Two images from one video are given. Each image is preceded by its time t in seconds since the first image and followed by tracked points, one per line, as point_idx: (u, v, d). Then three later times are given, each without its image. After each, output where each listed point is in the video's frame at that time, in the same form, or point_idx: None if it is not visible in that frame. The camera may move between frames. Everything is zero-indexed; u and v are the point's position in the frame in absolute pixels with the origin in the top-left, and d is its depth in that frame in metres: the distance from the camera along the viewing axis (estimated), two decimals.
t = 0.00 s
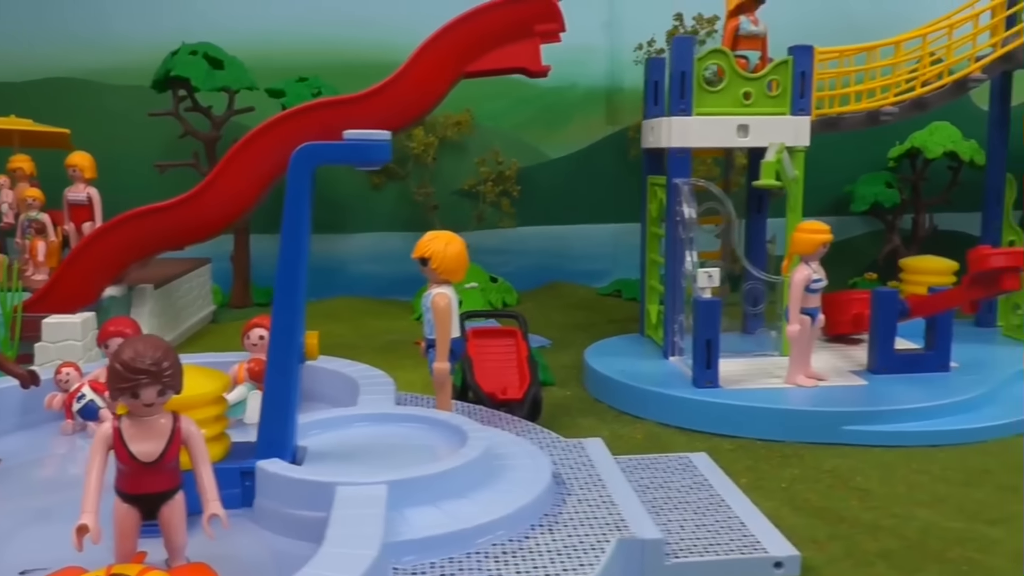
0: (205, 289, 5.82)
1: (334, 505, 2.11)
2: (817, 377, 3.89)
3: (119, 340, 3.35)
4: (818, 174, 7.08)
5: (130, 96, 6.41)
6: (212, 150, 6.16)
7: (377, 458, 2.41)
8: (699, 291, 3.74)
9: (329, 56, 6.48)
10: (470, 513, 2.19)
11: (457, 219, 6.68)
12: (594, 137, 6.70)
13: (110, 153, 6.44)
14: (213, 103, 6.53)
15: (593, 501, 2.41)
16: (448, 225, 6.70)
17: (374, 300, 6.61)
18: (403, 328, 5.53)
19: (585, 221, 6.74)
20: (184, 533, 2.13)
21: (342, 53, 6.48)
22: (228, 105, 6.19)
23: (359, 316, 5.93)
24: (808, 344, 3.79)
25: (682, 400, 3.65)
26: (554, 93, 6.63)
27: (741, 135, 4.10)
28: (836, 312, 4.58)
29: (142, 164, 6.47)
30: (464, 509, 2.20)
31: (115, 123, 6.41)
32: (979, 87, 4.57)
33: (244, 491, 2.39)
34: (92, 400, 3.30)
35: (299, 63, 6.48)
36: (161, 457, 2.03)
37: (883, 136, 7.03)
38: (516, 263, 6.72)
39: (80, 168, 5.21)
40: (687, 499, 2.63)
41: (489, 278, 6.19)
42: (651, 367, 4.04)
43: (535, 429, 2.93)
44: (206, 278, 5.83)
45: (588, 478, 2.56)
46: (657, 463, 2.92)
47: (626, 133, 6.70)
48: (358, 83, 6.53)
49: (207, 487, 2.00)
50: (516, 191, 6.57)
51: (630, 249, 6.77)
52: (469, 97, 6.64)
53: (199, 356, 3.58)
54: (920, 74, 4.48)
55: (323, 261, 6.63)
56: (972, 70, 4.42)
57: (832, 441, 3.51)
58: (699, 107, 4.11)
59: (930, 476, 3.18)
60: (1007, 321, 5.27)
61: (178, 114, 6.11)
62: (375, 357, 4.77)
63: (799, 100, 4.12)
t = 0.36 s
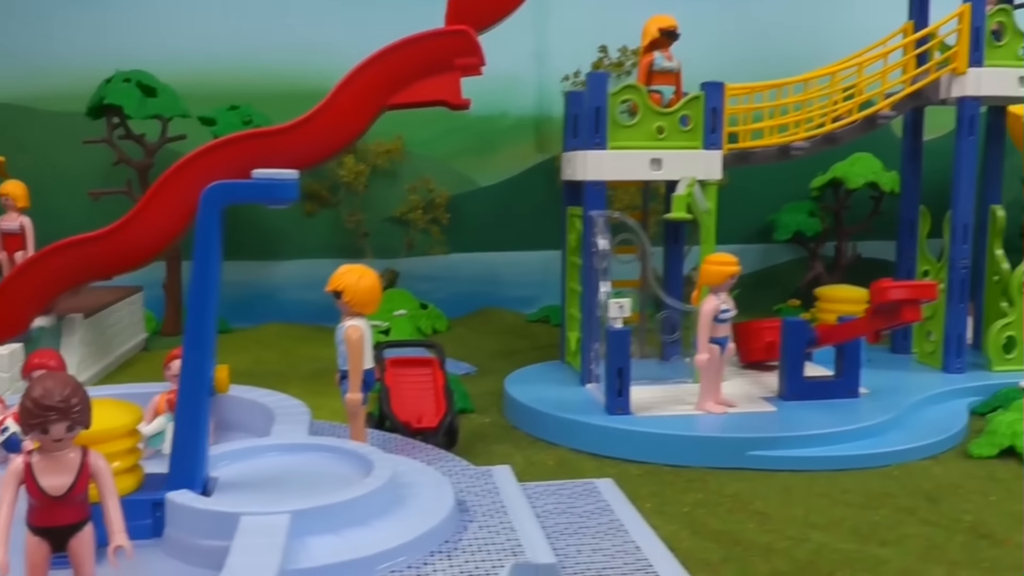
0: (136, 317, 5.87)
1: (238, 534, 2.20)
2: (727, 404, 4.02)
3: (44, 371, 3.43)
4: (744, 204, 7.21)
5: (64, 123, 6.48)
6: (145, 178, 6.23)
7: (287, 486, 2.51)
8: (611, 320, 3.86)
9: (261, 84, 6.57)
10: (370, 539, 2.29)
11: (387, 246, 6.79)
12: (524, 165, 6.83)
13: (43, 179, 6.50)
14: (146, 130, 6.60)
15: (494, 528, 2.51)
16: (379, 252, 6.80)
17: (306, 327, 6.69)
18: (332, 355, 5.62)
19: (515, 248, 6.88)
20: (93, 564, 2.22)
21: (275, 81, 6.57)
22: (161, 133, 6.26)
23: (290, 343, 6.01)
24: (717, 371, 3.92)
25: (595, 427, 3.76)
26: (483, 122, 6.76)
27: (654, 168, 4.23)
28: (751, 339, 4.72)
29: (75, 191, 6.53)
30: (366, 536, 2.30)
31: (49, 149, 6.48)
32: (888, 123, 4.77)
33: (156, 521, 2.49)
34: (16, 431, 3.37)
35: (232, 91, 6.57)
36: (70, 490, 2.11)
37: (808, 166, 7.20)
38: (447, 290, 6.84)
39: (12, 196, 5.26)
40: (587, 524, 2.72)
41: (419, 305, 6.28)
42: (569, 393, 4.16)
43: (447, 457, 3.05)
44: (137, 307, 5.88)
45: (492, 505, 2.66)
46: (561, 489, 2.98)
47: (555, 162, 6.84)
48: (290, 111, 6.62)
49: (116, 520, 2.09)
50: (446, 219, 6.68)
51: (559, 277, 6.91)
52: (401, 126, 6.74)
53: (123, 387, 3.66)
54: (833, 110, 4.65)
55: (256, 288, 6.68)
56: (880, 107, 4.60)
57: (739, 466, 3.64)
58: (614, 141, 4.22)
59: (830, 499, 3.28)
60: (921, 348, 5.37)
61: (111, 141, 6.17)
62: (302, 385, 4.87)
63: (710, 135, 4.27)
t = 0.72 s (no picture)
0: (83, 339, 5.89)
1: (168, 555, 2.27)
2: (661, 424, 4.12)
3: None
4: (686, 227, 7.30)
5: (10, 145, 6.50)
6: (92, 200, 6.26)
7: (218, 509, 2.58)
8: (545, 343, 3.95)
9: (208, 106, 6.63)
10: (297, 559, 2.36)
11: (333, 268, 6.84)
12: (471, 186, 6.95)
13: None
14: (93, 152, 6.64)
15: (420, 546, 2.59)
16: (325, 273, 6.86)
17: (253, 347, 6.73)
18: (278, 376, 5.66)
19: (460, 269, 6.97)
20: None
21: (221, 103, 6.64)
22: (108, 155, 6.29)
23: (236, 365, 6.05)
24: (648, 391, 4.04)
25: (530, 448, 3.84)
26: (429, 144, 6.87)
27: (589, 194, 4.35)
28: (687, 360, 4.82)
29: (21, 212, 6.55)
30: (293, 556, 2.38)
31: None
32: (818, 150, 4.95)
33: (90, 544, 2.56)
34: None
35: (178, 112, 6.62)
36: (3, 514, 2.16)
37: (749, 188, 7.35)
38: (394, 311, 6.90)
39: None
40: (514, 542, 2.79)
41: (365, 325, 6.35)
42: (507, 414, 4.23)
43: (381, 478, 3.12)
44: (84, 329, 5.90)
45: (420, 525, 2.73)
46: (492, 507, 3.07)
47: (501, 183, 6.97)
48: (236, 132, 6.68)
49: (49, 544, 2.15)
50: (391, 240, 6.75)
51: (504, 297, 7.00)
52: (347, 148, 6.80)
53: (63, 411, 3.69)
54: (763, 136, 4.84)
55: (204, 308, 6.72)
56: (810, 134, 4.76)
57: (669, 484, 3.73)
58: (550, 166, 4.33)
59: (756, 516, 3.36)
60: (856, 368, 5.43)
61: (58, 163, 6.20)
62: (245, 407, 4.92)
63: (644, 161, 4.39)
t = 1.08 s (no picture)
0: (35, 352, 5.94)
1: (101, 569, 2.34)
2: (597, 434, 4.22)
3: None
4: (635, 238, 7.41)
5: None
6: (45, 213, 6.30)
7: (154, 523, 2.65)
8: (483, 355, 4.06)
9: (159, 119, 6.70)
10: (227, 570, 2.43)
11: (285, 280, 6.90)
12: (421, 198, 7.03)
13: None
14: (46, 166, 6.69)
15: (350, 557, 2.66)
16: (277, 286, 6.92)
17: (206, 359, 6.78)
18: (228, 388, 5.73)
19: (411, 281, 7.06)
20: None
21: (172, 116, 6.72)
22: (60, 168, 6.34)
23: (188, 377, 6.11)
24: (585, 403, 4.15)
25: (468, 459, 3.92)
26: (380, 157, 6.94)
27: (528, 209, 4.44)
28: (627, 371, 4.92)
29: None
30: (224, 567, 2.45)
31: None
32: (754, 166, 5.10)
33: (29, 558, 2.63)
34: None
35: (130, 125, 6.68)
36: None
37: (696, 200, 7.48)
38: (345, 322, 6.98)
39: None
40: (444, 551, 2.87)
41: (317, 337, 6.42)
42: (449, 425, 4.31)
43: (318, 489, 3.20)
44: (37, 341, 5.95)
45: (352, 535, 2.81)
46: (425, 518, 3.14)
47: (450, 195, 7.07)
48: (187, 145, 6.76)
49: None
50: (342, 252, 6.83)
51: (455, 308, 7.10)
52: (296, 161, 6.87)
53: (9, 425, 3.75)
54: (701, 152, 4.99)
55: (157, 321, 6.77)
56: (746, 150, 4.92)
57: (604, 493, 3.82)
58: (490, 181, 4.41)
59: (685, 523, 3.46)
60: (796, 377, 5.53)
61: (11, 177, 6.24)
62: (194, 419, 4.98)
63: (581, 177, 4.51)
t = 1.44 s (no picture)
0: None
1: None
2: (528, 446, 4.34)
3: None
4: (578, 252, 7.54)
5: None
6: None
7: (86, 541, 2.74)
8: (416, 371, 4.18)
9: (105, 134, 6.77)
10: None
11: (231, 294, 6.98)
12: (365, 213, 7.14)
13: None
14: None
15: (275, 571, 2.76)
16: (223, 300, 6.99)
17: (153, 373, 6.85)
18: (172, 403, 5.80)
19: (357, 293, 7.18)
20: None
21: (118, 131, 6.78)
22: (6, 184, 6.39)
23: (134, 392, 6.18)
24: (516, 416, 4.27)
25: (400, 472, 4.02)
26: (324, 172, 7.04)
27: (462, 226, 4.54)
28: (561, 384, 5.04)
29: None
30: None
31: None
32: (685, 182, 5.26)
33: None
34: None
35: (75, 141, 6.74)
36: None
37: (637, 214, 7.63)
38: (291, 336, 7.07)
39: None
40: (368, 564, 2.97)
41: (262, 351, 6.50)
42: (384, 439, 4.41)
43: (248, 505, 3.29)
44: None
45: (278, 549, 2.91)
46: (352, 531, 3.24)
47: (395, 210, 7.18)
48: (133, 161, 6.83)
49: None
50: (287, 266, 6.92)
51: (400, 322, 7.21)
52: (241, 176, 6.96)
53: None
54: (633, 168, 5.16)
55: (103, 336, 6.83)
56: (677, 167, 5.10)
57: (532, 504, 3.93)
58: (425, 199, 4.51)
59: (608, 533, 3.58)
60: (729, 388, 5.67)
61: None
62: (135, 435, 5.06)
63: (515, 194, 4.61)
